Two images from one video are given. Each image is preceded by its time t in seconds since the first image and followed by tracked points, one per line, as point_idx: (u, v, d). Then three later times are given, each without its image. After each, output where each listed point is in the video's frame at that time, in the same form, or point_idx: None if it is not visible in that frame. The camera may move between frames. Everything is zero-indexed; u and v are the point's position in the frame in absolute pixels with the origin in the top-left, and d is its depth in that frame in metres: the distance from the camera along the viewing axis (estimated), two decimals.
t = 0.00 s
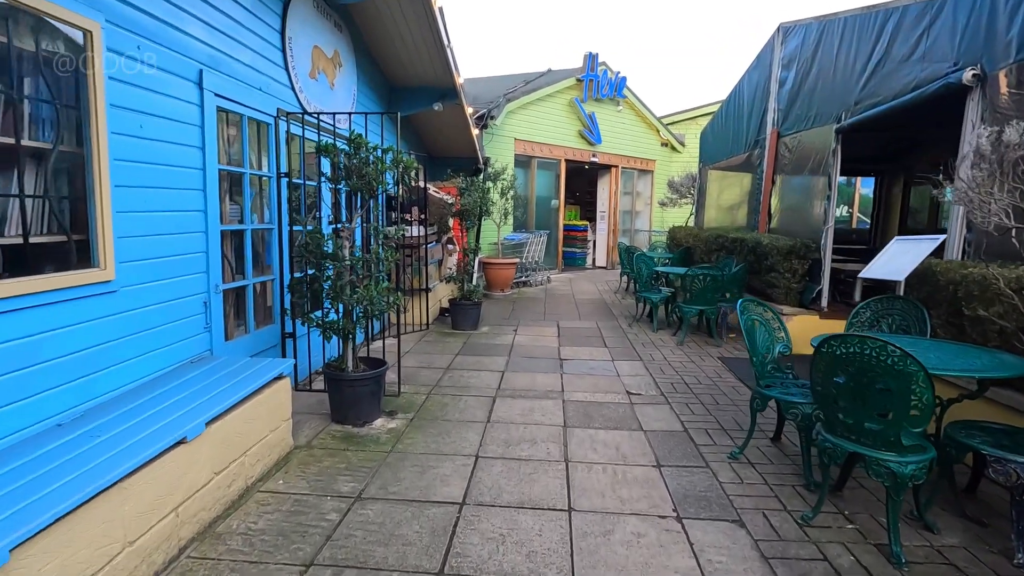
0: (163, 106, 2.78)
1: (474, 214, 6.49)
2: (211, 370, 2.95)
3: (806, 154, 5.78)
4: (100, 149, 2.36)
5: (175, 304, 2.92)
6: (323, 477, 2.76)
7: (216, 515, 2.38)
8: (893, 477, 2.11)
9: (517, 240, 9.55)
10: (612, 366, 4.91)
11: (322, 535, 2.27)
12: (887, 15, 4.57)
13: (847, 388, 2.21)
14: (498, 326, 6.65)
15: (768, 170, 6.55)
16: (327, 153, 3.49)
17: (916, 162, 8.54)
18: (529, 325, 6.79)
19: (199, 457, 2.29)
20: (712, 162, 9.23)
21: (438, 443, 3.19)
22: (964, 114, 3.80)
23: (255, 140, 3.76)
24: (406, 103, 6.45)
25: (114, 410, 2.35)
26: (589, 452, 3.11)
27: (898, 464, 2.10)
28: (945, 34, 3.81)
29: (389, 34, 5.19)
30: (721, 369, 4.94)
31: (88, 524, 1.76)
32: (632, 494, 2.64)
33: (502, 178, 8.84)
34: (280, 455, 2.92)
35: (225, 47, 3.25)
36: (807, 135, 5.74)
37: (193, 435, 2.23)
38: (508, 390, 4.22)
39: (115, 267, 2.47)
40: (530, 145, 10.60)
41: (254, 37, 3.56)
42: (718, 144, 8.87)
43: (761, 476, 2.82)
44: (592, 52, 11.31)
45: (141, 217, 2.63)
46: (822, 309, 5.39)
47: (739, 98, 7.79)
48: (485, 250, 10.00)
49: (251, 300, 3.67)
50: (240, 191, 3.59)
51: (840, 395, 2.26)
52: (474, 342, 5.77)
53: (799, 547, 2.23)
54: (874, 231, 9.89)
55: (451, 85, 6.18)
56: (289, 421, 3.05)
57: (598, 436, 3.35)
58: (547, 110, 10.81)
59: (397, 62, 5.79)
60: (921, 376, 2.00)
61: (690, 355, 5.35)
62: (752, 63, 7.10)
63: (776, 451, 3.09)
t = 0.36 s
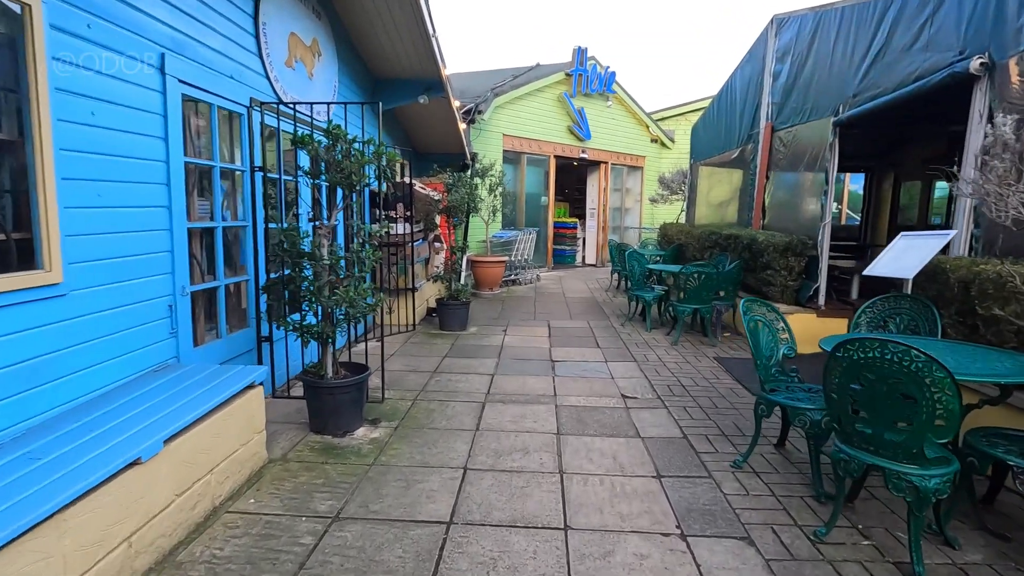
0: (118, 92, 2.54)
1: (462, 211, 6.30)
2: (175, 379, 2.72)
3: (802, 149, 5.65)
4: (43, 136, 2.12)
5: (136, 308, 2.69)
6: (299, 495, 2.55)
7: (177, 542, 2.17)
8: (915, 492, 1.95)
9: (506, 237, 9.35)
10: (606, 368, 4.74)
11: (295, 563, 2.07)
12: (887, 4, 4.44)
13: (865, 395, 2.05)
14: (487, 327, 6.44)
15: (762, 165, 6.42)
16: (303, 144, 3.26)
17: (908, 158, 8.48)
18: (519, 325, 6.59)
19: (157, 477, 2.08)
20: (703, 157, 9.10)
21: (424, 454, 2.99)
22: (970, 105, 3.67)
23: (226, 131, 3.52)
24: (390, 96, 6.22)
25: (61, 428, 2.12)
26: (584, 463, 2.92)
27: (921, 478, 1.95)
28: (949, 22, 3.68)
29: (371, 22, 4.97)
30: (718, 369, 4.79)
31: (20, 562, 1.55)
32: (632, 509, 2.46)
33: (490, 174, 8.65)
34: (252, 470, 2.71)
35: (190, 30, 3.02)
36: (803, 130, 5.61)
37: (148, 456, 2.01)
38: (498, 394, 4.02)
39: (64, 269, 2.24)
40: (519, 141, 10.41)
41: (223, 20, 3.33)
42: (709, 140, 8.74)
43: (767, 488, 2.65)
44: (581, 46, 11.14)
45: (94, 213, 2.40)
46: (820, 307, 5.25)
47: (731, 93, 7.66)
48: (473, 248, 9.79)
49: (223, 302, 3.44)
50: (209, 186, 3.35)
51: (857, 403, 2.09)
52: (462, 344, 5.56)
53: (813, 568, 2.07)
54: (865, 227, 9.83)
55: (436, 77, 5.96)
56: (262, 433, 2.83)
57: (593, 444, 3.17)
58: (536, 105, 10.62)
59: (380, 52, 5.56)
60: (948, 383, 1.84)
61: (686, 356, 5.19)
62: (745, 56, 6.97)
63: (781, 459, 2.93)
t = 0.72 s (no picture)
0: (72, 72, 2.31)
1: (452, 207, 6.09)
2: (141, 386, 2.50)
3: (801, 141, 5.50)
4: None
5: (96, 309, 2.46)
6: (276, 512, 2.34)
7: (137, 569, 1.96)
8: (950, 506, 1.79)
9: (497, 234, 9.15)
10: (602, 368, 4.55)
11: None
12: None
13: (894, 401, 1.88)
14: (479, 326, 6.24)
15: (760, 159, 6.29)
16: (280, 132, 3.03)
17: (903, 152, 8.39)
18: (512, 324, 6.39)
19: (113, 499, 1.86)
20: (698, 152, 8.95)
21: (413, 464, 2.79)
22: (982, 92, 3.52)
23: (198, 119, 3.29)
24: (377, 87, 6.00)
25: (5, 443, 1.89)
26: (584, 471, 2.74)
27: (957, 490, 1.78)
28: (960, 6, 3.52)
29: (356, 8, 4.74)
30: (719, 369, 4.62)
31: None
32: (638, 524, 2.28)
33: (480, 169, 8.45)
34: (225, 484, 2.49)
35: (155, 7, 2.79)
36: (802, 121, 5.47)
37: (100, 476, 1.79)
38: (491, 398, 3.83)
39: (8, 267, 2.01)
40: (510, 136, 10.20)
41: None
42: (704, 134, 8.59)
43: (781, 498, 2.48)
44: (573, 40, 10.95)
45: (44, 205, 2.17)
46: (821, 304, 5.10)
47: (726, 85, 7.51)
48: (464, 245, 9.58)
49: (196, 303, 3.21)
50: (180, 177, 3.12)
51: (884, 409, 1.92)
52: (453, 344, 5.36)
53: None
54: (859, 223, 9.74)
55: (425, 67, 5.74)
56: (237, 443, 2.62)
57: (593, 451, 2.99)
58: (527, 99, 10.42)
59: (366, 41, 5.33)
60: (990, 388, 1.67)
61: (685, 355, 5.02)
62: (741, 48, 6.82)
63: (793, 466, 2.76)
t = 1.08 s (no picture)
0: (10, 54, 2.03)
1: (442, 204, 5.84)
2: (97, 407, 2.23)
3: (804, 137, 5.33)
4: None
5: (43, 321, 2.19)
6: (249, 549, 2.09)
7: None
8: (1009, 543, 1.60)
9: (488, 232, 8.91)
10: (602, 375, 4.33)
11: None
12: None
13: (945, 426, 1.67)
14: (470, 329, 6.00)
15: (759, 155, 6.13)
16: (254, 124, 2.76)
17: (899, 149, 8.27)
18: (505, 326, 6.15)
19: (51, 548, 1.60)
20: (692, 149, 8.77)
21: (403, 488, 2.55)
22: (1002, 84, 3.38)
23: (165, 110, 3.01)
24: (363, 78, 5.72)
25: None
26: (590, 494, 2.52)
27: (1017, 527, 1.59)
28: None
29: None
30: (723, 375, 4.43)
31: None
32: (652, 557, 2.06)
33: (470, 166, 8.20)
34: (193, 516, 2.24)
35: None
36: (805, 117, 5.29)
37: (35, 523, 1.53)
38: (486, 409, 3.60)
39: None
40: (501, 132, 9.96)
41: None
42: (699, 129, 8.42)
43: (805, 523, 2.29)
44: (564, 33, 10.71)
45: None
46: (826, 306, 4.93)
47: (723, 80, 7.33)
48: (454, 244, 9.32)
49: (163, 311, 2.93)
50: (144, 174, 2.84)
51: (932, 434, 1.72)
52: (444, 349, 5.12)
53: None
54: (853, 221, 9.63)
55: (413, 59, 5.47)
56: (207, 468, 2.36)
57: (598, 469, 2.77)
58: (517, 95, 10.18)
59: (351, 31, 5.06)
60: None
61: (686, 359, 4.83)
62: (739, 41, 6.64)
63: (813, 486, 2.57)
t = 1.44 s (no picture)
0: None
1: (424, 204, 5.62)
2: (34, 435, 1.99)
3: (795, 135, 5.22)
4: None
5: None
6: None
7: None
8: None
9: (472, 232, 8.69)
10: (592, 383, 4.16)
11: None
12: None
13: (979, 453, 1.52)
14: (454, 334, 5.78)
15: (749, 153, 6.02)
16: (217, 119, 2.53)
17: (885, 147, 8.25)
18: (490, 330, 5.95)
19: None
20: (679, 147, 8.65)
21: (382, 516, 2.35)
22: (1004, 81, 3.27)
23: (118, 103, 2.75)
24: (340, 72, 5.47)
25: None
26: (585, 519, 2.33)
27: None
28: None
29: None
30: (716, 380, 4.28)
31: None
32: None
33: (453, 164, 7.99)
34: (146, 555, 2.01)
35: None
36: (796, 115, 5.19)
37: None
38: (471, 422, 3.40)
39: None
40: (484, 129, 9.75)
41: None
42: (686, 127, 8.30)
43: (815, 549, 2.14)
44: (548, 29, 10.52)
45: None
46: (819, 308, 4.83)
47: (710, 77, 7.21)
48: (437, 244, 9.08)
49: (117, 324, 2.68)
50: (93, 173, 2.58)
51: (963, 461, 1.56)
52: (427, 355, 4.91)
53: None
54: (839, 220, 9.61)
55: (393, 53, 5.24)
56: (164, 500, 2.13)
57: (592, 489, 2.59)
58: (501, 91, 9.97)
59: (327, 23, 4.81)
60: None
61: (677, 364, 4.69)
62: (727, 37, 6.52)
63: (821, 506, 2.42)
